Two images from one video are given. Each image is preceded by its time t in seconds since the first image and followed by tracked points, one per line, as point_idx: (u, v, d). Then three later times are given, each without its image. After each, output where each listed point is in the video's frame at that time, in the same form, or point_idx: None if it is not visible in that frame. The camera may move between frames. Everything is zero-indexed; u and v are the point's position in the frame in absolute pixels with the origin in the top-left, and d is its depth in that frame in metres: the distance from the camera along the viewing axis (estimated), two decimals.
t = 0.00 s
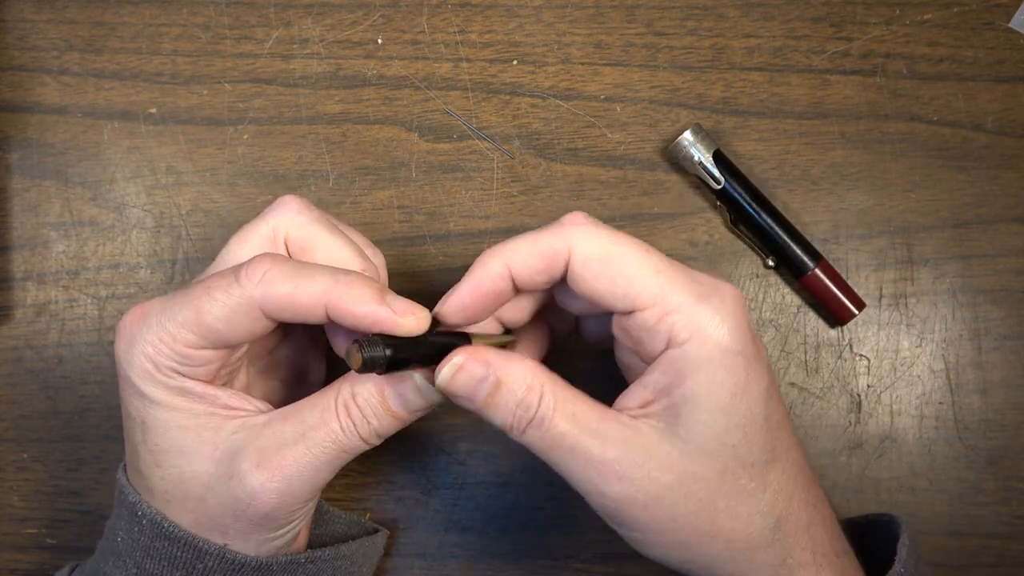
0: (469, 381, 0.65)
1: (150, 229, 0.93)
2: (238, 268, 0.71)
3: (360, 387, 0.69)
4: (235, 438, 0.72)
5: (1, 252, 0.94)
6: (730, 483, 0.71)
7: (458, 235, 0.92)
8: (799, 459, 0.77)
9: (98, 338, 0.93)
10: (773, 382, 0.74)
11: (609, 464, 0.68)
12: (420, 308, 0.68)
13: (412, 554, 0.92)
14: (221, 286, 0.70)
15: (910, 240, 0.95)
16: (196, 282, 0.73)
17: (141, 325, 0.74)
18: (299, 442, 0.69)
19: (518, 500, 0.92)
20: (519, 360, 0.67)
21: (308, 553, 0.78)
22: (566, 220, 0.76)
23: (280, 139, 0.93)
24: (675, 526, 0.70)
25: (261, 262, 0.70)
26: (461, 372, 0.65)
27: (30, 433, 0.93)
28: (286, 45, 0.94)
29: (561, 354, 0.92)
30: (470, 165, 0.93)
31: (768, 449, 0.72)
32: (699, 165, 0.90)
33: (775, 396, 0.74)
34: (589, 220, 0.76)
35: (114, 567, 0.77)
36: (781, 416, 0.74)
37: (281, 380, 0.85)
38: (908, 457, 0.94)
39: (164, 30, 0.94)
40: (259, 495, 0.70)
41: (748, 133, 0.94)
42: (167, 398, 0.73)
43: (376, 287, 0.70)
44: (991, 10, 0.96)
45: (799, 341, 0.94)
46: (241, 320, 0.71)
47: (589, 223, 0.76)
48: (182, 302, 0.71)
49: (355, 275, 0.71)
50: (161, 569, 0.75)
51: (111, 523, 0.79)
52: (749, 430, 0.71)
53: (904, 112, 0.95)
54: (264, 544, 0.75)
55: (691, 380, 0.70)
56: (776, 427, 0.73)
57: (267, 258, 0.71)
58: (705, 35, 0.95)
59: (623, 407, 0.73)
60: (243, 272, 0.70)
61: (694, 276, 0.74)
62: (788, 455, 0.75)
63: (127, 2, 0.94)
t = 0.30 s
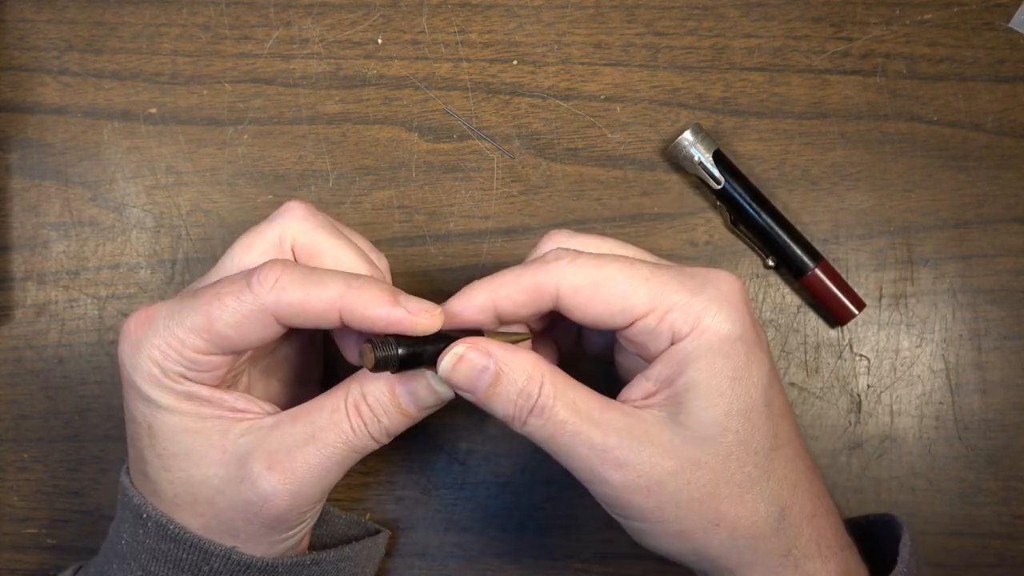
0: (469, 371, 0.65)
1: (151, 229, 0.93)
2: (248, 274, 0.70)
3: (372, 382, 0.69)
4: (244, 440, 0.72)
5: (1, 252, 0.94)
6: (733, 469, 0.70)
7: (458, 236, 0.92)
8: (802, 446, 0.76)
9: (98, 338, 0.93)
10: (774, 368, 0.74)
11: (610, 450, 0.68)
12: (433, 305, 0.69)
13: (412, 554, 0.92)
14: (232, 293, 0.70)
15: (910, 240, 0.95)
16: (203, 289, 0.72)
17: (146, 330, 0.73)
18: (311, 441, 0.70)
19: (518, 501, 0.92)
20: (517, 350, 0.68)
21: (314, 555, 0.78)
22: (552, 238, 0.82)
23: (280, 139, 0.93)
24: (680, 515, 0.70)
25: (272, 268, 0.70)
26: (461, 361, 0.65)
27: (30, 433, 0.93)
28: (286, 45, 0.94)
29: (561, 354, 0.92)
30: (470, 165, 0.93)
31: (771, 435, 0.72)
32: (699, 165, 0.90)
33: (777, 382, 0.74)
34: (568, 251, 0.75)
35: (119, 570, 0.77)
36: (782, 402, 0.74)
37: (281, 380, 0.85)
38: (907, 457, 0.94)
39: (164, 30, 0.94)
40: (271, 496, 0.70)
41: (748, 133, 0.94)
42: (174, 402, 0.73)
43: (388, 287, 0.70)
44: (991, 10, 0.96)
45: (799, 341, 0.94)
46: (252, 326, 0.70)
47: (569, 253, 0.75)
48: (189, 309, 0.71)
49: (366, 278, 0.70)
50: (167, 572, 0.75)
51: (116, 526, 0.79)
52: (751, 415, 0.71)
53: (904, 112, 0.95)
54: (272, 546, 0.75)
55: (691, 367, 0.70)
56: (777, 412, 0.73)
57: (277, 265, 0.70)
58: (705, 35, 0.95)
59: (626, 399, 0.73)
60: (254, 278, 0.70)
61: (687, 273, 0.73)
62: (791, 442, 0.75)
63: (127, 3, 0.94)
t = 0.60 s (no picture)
0: (512, 340, 0.67)
1: (150, 229, 0.93)
2: (201, 283, 0.69)
3: (342, 386, 0.66)
4: (229, 478, 0.68)
5: (1, 252, 0.94)
6: (768, 468, 0.71)
7: (458, 235, 0.92)
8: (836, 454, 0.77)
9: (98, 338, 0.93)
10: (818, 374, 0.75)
11: (646, 434, 0.68)
12: (389, 253, 0.74)
13: (412, 555, 0.92)
14: (193, 305, 0.68)
15: (910, 240, 0.95)
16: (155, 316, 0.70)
17: (102, 379, 0.68)
18: (298, 469, 0.66)
19: (519, 501, 0.92)
20: (565, 324, 0.68)
21: None
22: (613, 196, 0.84)
23: (280, 139, 0.93)
24: (708, 504, 0.70)
25: (224, 270, 0.70)
26: (505, 330, 0.67)
27: (30, 434, 0.93)
28: (286, 45, 0.94)
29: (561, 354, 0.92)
30: (470, 165, 0.93)
31: (808, 439, 0.73)
32: (699, 165, 0.90)
33: (819, 388, 0.74)
34: (630, 219, 0.75)
35: None
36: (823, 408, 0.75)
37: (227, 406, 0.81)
38: (908, 457, 0.94)
39: (164, 30, 0.94)
40: (271, 530, 0.66)
41: (748, 133, 0.94)
42: (149, 454, 0.68)
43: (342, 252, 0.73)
44: (991, 10, 0.96)
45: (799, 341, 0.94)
46: (227, 331, 0.68)
47: (631, 218, 0.75)
48: (149, 337, 0.67)
49: (323, 254, 0.72)
50: None
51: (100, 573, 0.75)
52: (790, 418, 0.71)
53: (904, 113, 0.95)
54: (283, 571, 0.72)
55: (739, 360, 0.70)
56: (817, 417, 0.74)
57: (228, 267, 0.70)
58: (705, 35, 0.95)
59: (666, 383, 0.73)
60: (213, 284, 0.68)
61: (746, 266, 0.73)
62: (827, 448, 0.75)
63: (127, 2, 0.94)
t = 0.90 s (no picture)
0: (515, 341, 0.68)
1: (150, 229, 0.93)
2: (211, 315, 0.65)
3: (343, 391, 0.66)
4: (240, 496, 0.67)
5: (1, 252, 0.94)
6: (769, 475, 0.71)
7: (458, 235, 0.92)
8: (841, 462, 0.77)
9: (98, 338, 0.93)
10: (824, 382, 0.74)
11: (647, 438, 0.68)
12: (400, 281, 0.71)
13: (412, 555, 0.92)
14: (206, 340, 0.64)
15: (910, 240, 0.95)
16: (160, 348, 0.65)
17: (106, 418, 0.64)
18: (310, 480, 0.66)
19: (518, 500, 0.92)
20: (567, 325, 0.68)
21: None
22: (621, 193, 0.83)
23: (280, 139, 0.93)
24: (708, 510, 0.70)
25: (237, 302, 0.65)
26: (508, 330, 0.68)
27: (30, 434, 0.93)
28: (286, 45, 0.94)
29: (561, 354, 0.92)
30: (470, 165, 0.93)
31: (812, 446, 0.73)
32: (699, 165, 0.90)
33: (825, 395, 0.74)
34: (639, 221, 0.74)
35: None
36: (828, 415, 0.74)
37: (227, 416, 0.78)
38: (908, 457, 0.94)
39: (164, 30, 0.94)
40: (287, 544, 0.67)
41: (748, 133, 0.94)
42: (159, 494, 0.65)
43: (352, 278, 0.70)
44: (991, 10, 0.96)
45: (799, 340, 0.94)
46: (242, 368, 0.65)
47: (639, 219, 0.75)
48: (160, 376, 0.63)
49: (338, 283, 0.69)
50: None
51: None
52: (793, 426, 0.71)
53: (904, 113, 0.95)
54: None
55: (743, 365, 0.70)
56: (821, 425, 0.73)
57: (241, 299, 0.66)
58: (705, 35, 0.95)
59: (671, 387, 0.73)
60: (227, 318, 0.65)
61: (755, 271, 0.73)
62: (831, 455, 0.75)
63: (127, 2, 0.94)
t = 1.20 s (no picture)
0: (512, 345, 0.69)
1: (150, 229, 0.93)
2: (233, 313, 0.65)
3: (361, 388, 0.67)
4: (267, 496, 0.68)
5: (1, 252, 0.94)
6: (762, 488, 0.71)
7: (458, 235, 0.92)
8: (839, 473, 0.77)
9: (98, 339, 0.93)
10: (823, 393, 0.74)
11: (640, 450, 0.69)
12: (410, 286, 0.73)
13: (412, 554, 0.92)
14: (231, 340, 0.64)
15: (910, 239, 0.95)
16: (183, 351, 0.64)
17: (139, 429, 0.63)
18: (335, 478, 0.67)
19: (518, 500, 0.92)
20: (564, 330, 0.69)
21: None
22: (631, 190, 0.83)
23: (280, 139, 0.93)
24: (702, 523, 0.71)
25: (257, 300, 0.65)
26: (503, 334, 0.69)
27: (30, 434, 0.93)
28: (286, 45, 0.93)
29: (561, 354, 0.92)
30: (470, 165, 0.93)
31: (808, 459, 0.73)
32: (699, 165, 0.90)
33: (823, 406, 0.74)
34: (643, 223, 0.74)
35: None
36: (826, 426, 0.74)
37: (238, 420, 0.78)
38: (908, 457, 0.94)
39: (164, 30, 0.94)
40: (314, 541, 0.68)
41: (748, 133, 0.94)
42: (197, 501, 0.64)
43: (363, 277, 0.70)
44: (991, 10, 0.96)
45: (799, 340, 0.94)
46: (270, 367, 0.65)
47: (642, 220, 0.74)
48: (192, 379, 0.62)
49: (351, 280, 0.69)
50: None
51: None
52: (790, 439, 0.71)
53: (904, 113, 0.95)
54: None
55: (740, 376, 0.70)
56: (819, 437, 0.73)
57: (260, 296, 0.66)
58: (705, 35, 0.95)
59: (667, 397, 0.73)
60: (249, 317, 0.64)
61: (758, 279, 0.72)
62: (827, 466, 0.75)
63: (127, 2, 0.94)
